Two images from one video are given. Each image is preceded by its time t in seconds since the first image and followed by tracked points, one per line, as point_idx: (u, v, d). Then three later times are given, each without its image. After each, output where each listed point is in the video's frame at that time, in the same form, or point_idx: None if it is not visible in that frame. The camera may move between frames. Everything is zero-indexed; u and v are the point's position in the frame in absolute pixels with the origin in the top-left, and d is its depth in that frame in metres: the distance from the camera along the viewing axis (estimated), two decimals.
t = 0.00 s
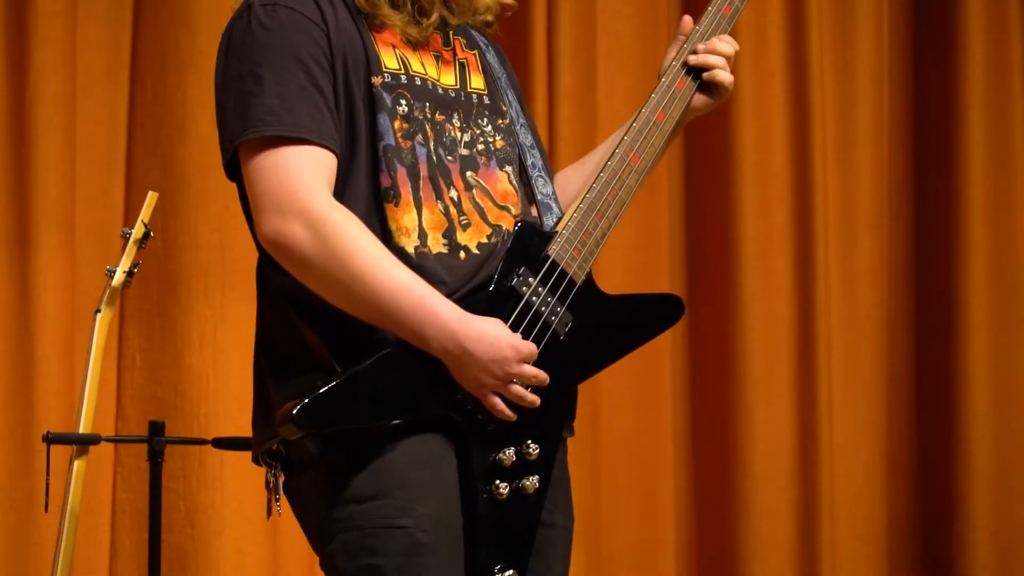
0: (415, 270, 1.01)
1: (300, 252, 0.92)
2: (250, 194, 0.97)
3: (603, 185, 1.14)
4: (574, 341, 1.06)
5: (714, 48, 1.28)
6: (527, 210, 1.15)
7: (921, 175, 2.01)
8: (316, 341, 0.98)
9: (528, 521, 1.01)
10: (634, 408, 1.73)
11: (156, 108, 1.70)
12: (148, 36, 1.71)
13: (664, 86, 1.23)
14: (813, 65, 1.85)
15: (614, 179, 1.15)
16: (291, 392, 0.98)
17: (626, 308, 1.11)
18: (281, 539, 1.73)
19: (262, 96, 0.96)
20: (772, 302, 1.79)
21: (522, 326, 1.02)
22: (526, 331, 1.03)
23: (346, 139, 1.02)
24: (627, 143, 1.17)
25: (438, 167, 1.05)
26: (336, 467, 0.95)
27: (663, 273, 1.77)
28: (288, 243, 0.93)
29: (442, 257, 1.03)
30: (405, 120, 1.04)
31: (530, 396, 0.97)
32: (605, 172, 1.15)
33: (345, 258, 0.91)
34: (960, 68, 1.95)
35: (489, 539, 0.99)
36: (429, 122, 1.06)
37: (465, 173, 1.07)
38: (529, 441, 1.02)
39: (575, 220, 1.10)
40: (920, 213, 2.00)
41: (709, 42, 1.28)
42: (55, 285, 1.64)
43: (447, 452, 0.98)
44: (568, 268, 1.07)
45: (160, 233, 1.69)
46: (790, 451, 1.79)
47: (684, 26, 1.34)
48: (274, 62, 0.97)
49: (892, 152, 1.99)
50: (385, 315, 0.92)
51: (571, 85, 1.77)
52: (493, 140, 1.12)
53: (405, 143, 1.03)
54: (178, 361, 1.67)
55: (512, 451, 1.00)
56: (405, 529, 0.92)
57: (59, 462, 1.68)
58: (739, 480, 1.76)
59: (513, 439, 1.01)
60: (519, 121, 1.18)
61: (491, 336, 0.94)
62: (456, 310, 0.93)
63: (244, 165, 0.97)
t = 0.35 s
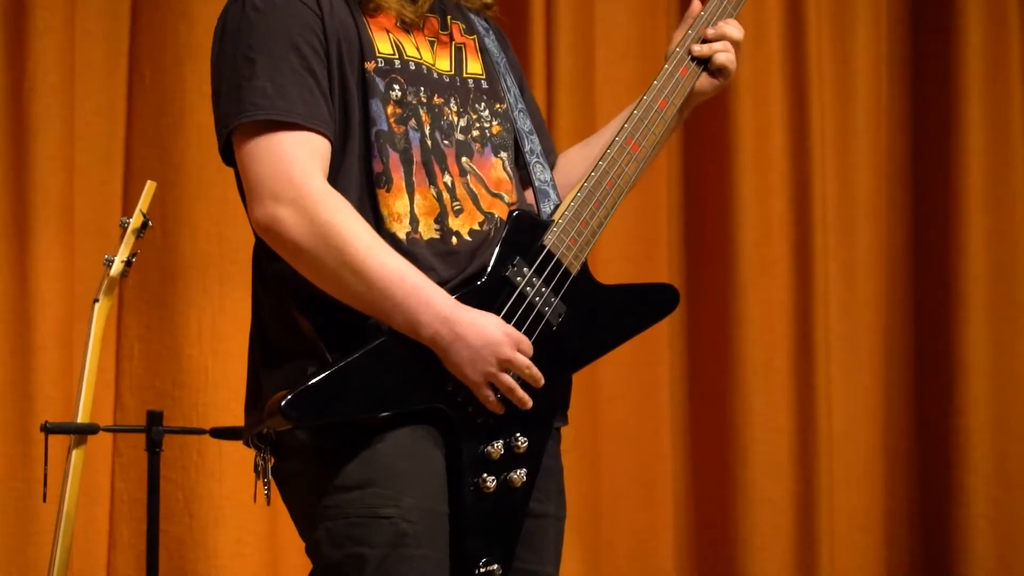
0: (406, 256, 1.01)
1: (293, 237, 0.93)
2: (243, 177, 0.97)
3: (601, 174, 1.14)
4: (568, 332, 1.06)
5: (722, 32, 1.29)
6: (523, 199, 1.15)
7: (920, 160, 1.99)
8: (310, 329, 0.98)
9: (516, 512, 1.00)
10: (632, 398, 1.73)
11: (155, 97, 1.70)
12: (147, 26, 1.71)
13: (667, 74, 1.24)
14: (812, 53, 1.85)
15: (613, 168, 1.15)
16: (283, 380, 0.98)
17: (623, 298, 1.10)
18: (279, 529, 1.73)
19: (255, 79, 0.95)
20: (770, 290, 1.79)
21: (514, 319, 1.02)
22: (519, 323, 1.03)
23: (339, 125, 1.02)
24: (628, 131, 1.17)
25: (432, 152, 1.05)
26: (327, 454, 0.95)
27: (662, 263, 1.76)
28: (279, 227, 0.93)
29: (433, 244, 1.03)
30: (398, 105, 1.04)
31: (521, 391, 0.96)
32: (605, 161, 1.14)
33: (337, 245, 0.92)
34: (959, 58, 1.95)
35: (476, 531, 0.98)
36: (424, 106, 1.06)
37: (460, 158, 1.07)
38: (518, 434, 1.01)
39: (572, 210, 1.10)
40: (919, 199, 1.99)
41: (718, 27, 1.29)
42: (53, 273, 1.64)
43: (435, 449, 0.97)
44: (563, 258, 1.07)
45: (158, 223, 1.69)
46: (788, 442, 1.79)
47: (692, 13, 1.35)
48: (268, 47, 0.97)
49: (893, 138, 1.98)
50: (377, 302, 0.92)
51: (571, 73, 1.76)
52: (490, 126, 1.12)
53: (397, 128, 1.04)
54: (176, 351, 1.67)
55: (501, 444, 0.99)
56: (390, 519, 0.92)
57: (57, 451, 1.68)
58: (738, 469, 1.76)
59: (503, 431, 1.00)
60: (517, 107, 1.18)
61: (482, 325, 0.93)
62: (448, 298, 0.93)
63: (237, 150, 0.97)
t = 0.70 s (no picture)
0: (398, 254, 1.01)
1: (283, 241, 0.93)
2: (235, 183, 0.97)
3: (592, 166, 1.15)
4: (562, 325, 1.07)
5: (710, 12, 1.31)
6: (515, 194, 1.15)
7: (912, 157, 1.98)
8: (306, 329, 0.99)
9: (516, 508, 1.00)
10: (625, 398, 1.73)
11: (147, 96, 1.70)
12: (139, 25, 1.71)
13: (656, 61, 1.25)
14: (804, 52, 1.86)
15: (604, 158, 1.16)
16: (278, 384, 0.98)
17: (617, 290, 1.12)
18: (273, 528, 1.73)
19: (242, 83, 0.96)
20: (762, 289, 1.79)
21: (509, 313, 1.02)
22: (514, 318, 1.03)
23: (328, 125, 1.02)
24: (618, 121, 1.19)
25: (421, 148, 1.05)
26: (321, 457, 0.95)
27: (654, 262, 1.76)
28: (270, 232, 0.93)
29: (424, 240, 1.03)
30: (386, 102, 1.04)
31: (526, 381, 0.96)
32: (595, 151, 1.16)
33: (327, 247, 0.91)
34: (950, 55, 1.94)
35: (476, 531, 0.98)
36: (413, 103, 1.06)
37: (450, 154, 1.07)
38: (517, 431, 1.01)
39: (565, 202, 1.11)
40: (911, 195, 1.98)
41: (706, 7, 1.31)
42: (46, 273, 1.64)
43: (435, 446, 0.97)
44: (557, 251, 1.08)
45: (151, 223, 1.69)
46: (780, 441, 1.79)
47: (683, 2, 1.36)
48: (254, 50, 0.97)
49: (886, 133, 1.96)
50: (368, 303, 0.92)
51: (563, 72, 1.76)
52: (480, 121, 1.12)
53: (386, 125, 1.03)
54: (169, 351, 1.67)
55: (499, 441, 0.99)
56: (385, 521, 0.92)
57: (49, 451, 1.68)
58: (730, 469, 1.76)
59: (501, 429, 1.00)
60: (508, 101, 1.18)
61: (474, 322, 0.93)
62: (441, 297, 0.93)
63: (228, 153, 0.97)
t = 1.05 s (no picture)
0: (386, 254, 1.01)
1: (269, 242, 0.93)
2: (222, 184, 0.97)
3: (581, 167, 1.15)
4: (549, 328, 1.07)
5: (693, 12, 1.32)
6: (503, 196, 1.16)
7: (896, 157, 1.99)
8: (293, 329, 0.99)
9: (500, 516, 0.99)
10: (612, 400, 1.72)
11: (134, 99, 1.70)
12: (125, 26, 1.71)
13: (643, 62, 1.26)
14: (790, 52, 1.85)
15: (592, 160, 1.16)
16: (267, 385, 0.98)
17: (605, 292, 1.12)
18: (259, 529, 1.73)
19: (229, 82, 0.96)
20: (749, 291, 1.79)
21: (497, 317, 1.02)
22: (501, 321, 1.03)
23: (316, 125, 1.02)
24: (606, 122, 1.19)
25: (410, 148, 1.05)
26: (310, 459, 0.95)
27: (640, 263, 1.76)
28: (256, 234, 0.93)
29: (412, 240, 1.03)
30: (375, 102, 1.04)
31: (513, 384, 0.95)
32: (583, 153, 1.15)
33: (313, 248, 0.91)
34: (936, 57, 1.94)
35: (461, 534, 0.98)
36: (401, 103, 1.06)
37: (438, 154, 1.08)
38: (503, 435, 1.01)
39: (552, 205, 1.10)
40: (896, 196, 1.98)
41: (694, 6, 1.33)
42: (32, 275, 1.63)
43: (422, 451, 0.97)
44: (544, 255, 1.07)
45: (138, 224, 1.69)
46: (766, 443, 1.79)
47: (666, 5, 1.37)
48: (242, 50, 0.97)
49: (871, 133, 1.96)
50: (356, 303, 0.91)
51: (550, 75, 1.77)
52: (468, 121, 1.13)
53: (375, 125, 1.03)
54: (155, 353, 1.67)
55: (485, 445, 0.99)
56: (374, 524, 0.92)
57: (36, 452, 1.68)
58: (717, 470, 1.75)
59: (488, 433, 1.00)
60: (495, 102, 1.19)
61: (461, 320, 0.93)
62: (427, 296, 0.93)
63: (216, 154, 0.97)
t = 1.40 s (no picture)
0: (366, 258, 1.01)
1: (242, 252, 0.93)
2: (197, 194, 0.97)
3: (563, 174, 1.15)
4: (530, 334, 1.07)
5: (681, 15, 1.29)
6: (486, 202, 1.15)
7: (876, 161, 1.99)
8: (273, 333, 0.98)
9: (479, 523, 1.00)
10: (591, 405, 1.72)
11: (114, 104, 1.70)
12: (106, 32, 1.71)
13: (627, 69, 1.23)
14: (769, 58, 1.85)
15: (575, 166, 1.16)
16: (247, 390, 0.97)
17: (588, 299, 1.13)
18: (239, 536, 1.72)
19: (206, 85, 0.95)
20: (727, 296, 1.79)
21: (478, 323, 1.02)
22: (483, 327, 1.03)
23: (297, 130, 1.02)
24: (589, 130, 1.18)
25: (393, 151, 1.05)
26: (290, 465, 0.94)
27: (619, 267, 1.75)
28: (229, 244, 0.93)
29: (393, 244, 1.03)
30: (358, 105, 1.04)
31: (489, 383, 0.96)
32: (566, 160, 1.15)
33: (285, 257, 0.91)
34: (916, 62, 1.95)
35: (439, 541, 0.98)
36: (384, 107, 1.06)
37: (420, 158, 1.07)
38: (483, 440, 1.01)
39: (535, 211, 1.11)
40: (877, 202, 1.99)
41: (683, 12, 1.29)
42: (12, 281, 1.62)
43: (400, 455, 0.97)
44: (526, 260, 1.07)
45: (118, 230, 1.68)
46: (746, 448, 1.79)
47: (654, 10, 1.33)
48: (220, 53, 0.96)
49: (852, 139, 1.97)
50: (329, 309, 0.91)
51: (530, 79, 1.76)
52: (451, 126, 1.12)
53: (357, 128, 1.03)
54: (135, 358, 1.67)
55: (466, 451, 0.99)
56: (354, 529, 0.92)
57: (15, 458, 1.67)
58: (696, 476, 1.76)
59: (468, 438, 1.00)
60: (478, 108, 1.19)
61: (434, 322, 0.93)
62: (400, 299, 0.93)
63: (194, 161, 0.97)
